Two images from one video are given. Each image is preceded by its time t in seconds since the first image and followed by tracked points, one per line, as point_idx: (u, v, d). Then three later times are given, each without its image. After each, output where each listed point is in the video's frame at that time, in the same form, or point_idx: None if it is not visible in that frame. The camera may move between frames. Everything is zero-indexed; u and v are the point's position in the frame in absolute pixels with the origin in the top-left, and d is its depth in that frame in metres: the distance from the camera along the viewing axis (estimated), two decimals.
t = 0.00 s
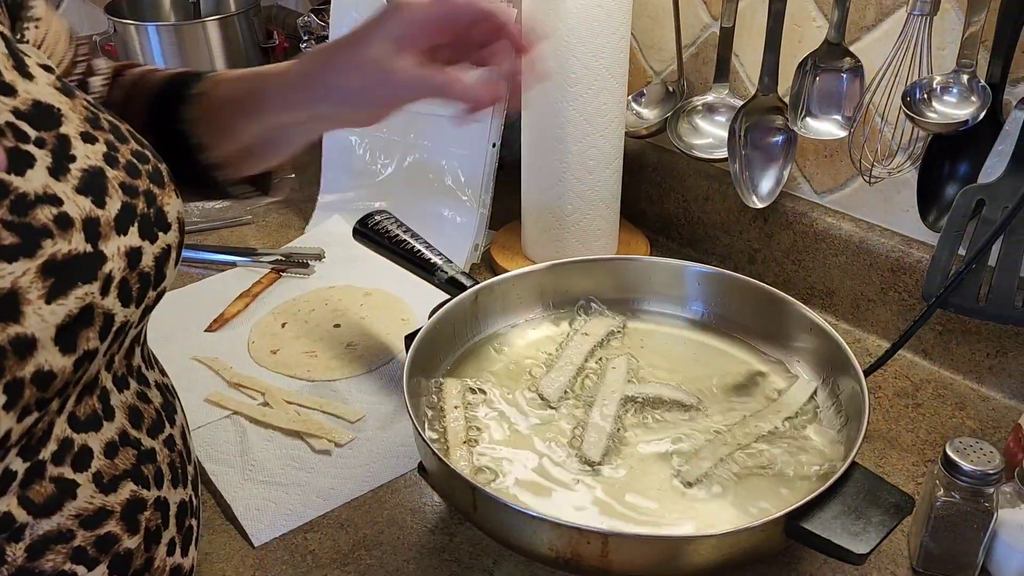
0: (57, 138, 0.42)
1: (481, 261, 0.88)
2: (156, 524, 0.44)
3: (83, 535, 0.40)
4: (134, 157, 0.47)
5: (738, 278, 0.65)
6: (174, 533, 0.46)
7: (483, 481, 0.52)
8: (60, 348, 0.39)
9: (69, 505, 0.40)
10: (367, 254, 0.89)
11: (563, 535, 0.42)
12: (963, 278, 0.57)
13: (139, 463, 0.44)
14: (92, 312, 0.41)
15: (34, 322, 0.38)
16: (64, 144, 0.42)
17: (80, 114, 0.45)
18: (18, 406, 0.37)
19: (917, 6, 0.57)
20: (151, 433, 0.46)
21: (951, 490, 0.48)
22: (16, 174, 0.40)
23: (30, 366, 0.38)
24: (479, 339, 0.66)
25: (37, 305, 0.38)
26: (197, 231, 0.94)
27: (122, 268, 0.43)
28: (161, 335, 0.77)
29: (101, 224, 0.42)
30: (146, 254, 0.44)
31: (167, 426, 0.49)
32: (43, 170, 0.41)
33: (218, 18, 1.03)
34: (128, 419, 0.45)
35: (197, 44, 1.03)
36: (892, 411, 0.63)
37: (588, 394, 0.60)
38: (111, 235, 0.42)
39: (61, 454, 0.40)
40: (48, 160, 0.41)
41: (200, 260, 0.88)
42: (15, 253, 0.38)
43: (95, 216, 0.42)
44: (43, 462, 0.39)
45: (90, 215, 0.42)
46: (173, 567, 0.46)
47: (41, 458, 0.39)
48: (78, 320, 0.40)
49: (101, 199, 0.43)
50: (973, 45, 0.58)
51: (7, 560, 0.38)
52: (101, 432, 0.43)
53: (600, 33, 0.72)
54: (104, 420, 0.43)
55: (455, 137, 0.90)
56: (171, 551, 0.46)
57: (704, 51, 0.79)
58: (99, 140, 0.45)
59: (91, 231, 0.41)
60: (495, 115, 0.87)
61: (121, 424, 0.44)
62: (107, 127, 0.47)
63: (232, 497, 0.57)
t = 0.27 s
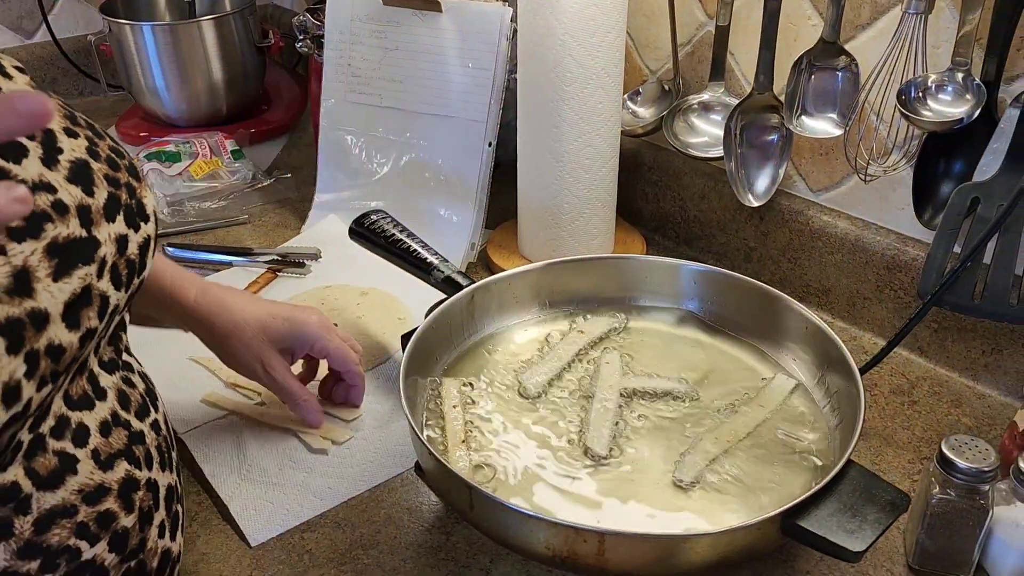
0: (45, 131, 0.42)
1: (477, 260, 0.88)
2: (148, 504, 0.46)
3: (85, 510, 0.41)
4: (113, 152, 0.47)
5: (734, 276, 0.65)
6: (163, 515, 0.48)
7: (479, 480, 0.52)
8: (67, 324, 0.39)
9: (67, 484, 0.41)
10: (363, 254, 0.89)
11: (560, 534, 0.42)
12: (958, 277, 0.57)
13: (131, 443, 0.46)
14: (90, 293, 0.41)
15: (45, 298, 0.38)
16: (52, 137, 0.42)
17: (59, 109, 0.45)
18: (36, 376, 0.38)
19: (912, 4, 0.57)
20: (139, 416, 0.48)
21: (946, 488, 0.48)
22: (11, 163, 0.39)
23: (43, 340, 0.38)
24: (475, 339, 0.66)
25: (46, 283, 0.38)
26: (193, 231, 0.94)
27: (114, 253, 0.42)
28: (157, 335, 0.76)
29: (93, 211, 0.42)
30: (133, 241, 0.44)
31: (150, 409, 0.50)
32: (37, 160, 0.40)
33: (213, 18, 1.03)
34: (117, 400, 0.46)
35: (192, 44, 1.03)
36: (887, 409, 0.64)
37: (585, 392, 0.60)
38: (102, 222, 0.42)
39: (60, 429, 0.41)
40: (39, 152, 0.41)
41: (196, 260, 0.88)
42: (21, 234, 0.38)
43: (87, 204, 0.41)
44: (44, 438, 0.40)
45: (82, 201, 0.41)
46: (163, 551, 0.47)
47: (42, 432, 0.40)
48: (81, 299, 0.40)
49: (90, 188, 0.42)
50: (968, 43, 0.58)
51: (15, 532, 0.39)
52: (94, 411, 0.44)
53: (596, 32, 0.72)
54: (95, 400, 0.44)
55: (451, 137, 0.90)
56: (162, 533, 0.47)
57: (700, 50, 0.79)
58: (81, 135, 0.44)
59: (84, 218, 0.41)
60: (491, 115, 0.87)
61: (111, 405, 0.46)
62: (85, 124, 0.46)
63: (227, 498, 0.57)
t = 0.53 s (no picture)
0: (32, 124, 0.42)
1: (475, 260, 0.88)
2: (145, 489, 0.46)
3: (86, 493, 0.41)
4: (98, 145, 0.47)
5: (731, 276, 0.65)
6: (158, 502, 0.48)
7: (478, 480, 0.52)
8: (64, 307, 0.39)
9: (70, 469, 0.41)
10: (361, 254, 0.89)
11: (558, 533, 0.42)
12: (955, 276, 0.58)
13: (126, 430, 0.46)
14: (84, 279, 0.41)
15: (42, 281, 0.38)
16: (39, 129, 0.42)
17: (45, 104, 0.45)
18: (35, 356, 0.37)
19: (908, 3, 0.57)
20: (132, 404, 0.49)
21: (944, 487, 0.48)
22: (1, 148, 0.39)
23: (42, 320, 0.37)
24: (472, 339, 0.66)
25: (42, 266, 0.38)
26: (190, 231, 0.94)
27: (104, 241, 0.42)
28: (154, 336, 0.76)
29: (82, 200, 0.42)
30: (122, 231, 0.44)
31: (142, 398, 0.51)
32: (26, 150, 0.40)
33: (210, 18, 1.03)
34: (111, 388, 0.46)
35: (189, 44, 1.03)
36: (885, 408, 0.64)
37: (583, 392, 0.60)
38: (92, 211, 0.42)
39: (60, 413, 0.41)
40: (28, 143, 0.41)
41: (193, 260, 0.87)
42: (16, 220, 0.37)
43: (77, 192, 0.41)
44: (46, 421, 0.40)
45: (72, 190, 0.41)
46: (159, 536, 0.48)
47: (44, 415, 0.40)
48: (77, 282, 0.40)
49: (79, 178, 0.42)
50: (964, 42, 0.58)
51: (20, 515, 0.39)
52: (90, 398, 0.44)
53: (593, 32, 0.72)
54: (91, 387, 0.44)
55: (449, 137, 0.90)
56: (157, 519, 0.47)
57: (697, 49, 0.79)
58: (67, 128, 0.44)
59: (74, 206, 0.41)
60: (488, 114, 0.87)
61: (106, 393, 0.46)
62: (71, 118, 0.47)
63: (215, 501, 0.57)
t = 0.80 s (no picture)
0: (33, 122, 0.42)
1: (473, 261, 0.88)
2: (149, 492, 0.46)
3: (87, 497, 0.41)
4: (102, 141, 0.47)
5: (729, 276, 0.65)
6: (164, 505, 0.47)
7: (477, 481, 0.52)
8: (61, 309, 0.39)
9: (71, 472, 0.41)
10: (359, 254, 0.89)
11: (557, 534, 0.42)
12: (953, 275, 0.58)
13: (131, 432, 0.46)
14: (84, 279, 0.41)
15: (37, 283, 0.38)
16: (39, 127, 0.42)
17: (48, 101, 0.45)
18: (29, 360, 0.37)
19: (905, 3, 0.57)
20: (139, 406, 0.48)
21: (942, 486, 0.48)
22: None
23: (37, 324, 0.37)
24: (470, 340, 0.66)
25: (37, 268, 0.38)
26: (188, 232, 0.94)
27: (106, 239, 0.43)
28: (153, 337, 0.76)
29: (83, 198, 0.42)
30: (125, 227, 0.44)
31: (150, 401, 0.50)
32: (24, 149, 0.41)
33: (207, 19, 1.03)
34: (117, 390, 0.46)
35: (186, 45, 1.03)
36: (882, 408, 0.64)
37: (581, 392, 0.60)
38: (93, 209, 0.42)
39: (64, 417, 0.41)
40: (27, 141, 0.41)
41: (191, 261, 0.87)
42: (12, 221, 0.38)
43: (77, 190, 0.42)
44: (48, 424, 0.40)
45: (71, 189, 0.41)
46: (164, 540, 0.47)
47: (46, 419, 0.40)
48: (75, 284, 0.40)
49: (79, 175, 0.42)
50: (961, 42, 0.58)
51: (18, 519, 0.38)
52: (96, 401, 0.44)
53: (590, 32, 0.72)
54: (98, 389, 0.44)
55: (446, 138, 0.89)
56: (162, 522, 0.47)
57: (694, 50, 0.79)
58: (70, 126, 0.45)
59: (74, 205, 0.41)
60: (486, 115, 0.86)
61: (112, 395, 0.46)
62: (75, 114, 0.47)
63: (212, 502, 0.57)
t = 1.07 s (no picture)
0: (54, 133, 0.42)
1: (470, 262, 0.88)
2: (147, 505, 0.45)
3: (78, 515, 0.41)
4: (126, 153, 0.47)
5: (725, 276, 0.66)
6: (164, 514, 0.47)
7: (474, 482, 0.52)
8: (53, 334, 0.39)
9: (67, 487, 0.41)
10: (356, 256, 0.89)
11: (554, 534, 0.42)
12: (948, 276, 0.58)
13: (128, 448, 0.45)
14: (83, 302, 0.41)
15: (27, 307, 0.38)
16: (61, 138, 0.43)
17: (73, 110, 0.45)
18: (11, 387, 0.38)
19: (900, 5, 0.58)
20: (139, 419, 0.47)
21: (937, 486, 0.48)
22: (8, 164, 0.39)
23: (24, 349, 0.38)
24: (468, 340, 0.67)
25: (30, 291, 0.38)
26: (186, 233, 0.94)
27: (113, 259, 0.43)
28: (150, 339, 0.76)
29: (93, 216, 0.42)
30: (137, 247, 0.45)
31: (151, 411, 0.49)
32: (38, 162, 0.41)
33: (205, 20, 1.03)
34: (116, 405, 0.45)
35: (184, 46, 1.03)
36: (879, 408, 0.64)
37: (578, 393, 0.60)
38: (103, 227, 0.43)
39: (60, 439, 0.41)
40: (42, 153, 0.41)
41: (189, 263, 0.87)
42: (10, 239, 0.38)
43: (88, 208, 0.42)
44: (40, 449, 0.40)
45: (83, 207, 0.42)
46: (163, 549, 0.46)
47: (40, 444, 0.40)
48: (70, 308, 0.40)
49: (94, 191, 0.43)
50: (957, 43, 0.58)
51: (7, 542, 0.38)
52: (92, 418, 0.43)
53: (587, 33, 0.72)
54: (93, 407, 0.44)
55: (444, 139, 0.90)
56: (162, 532, 0.46)
57: (691, 51, 0.80)
58: (92, 137, 0.45)
59: (84, 223, 0.42)
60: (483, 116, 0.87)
61: (109, 411, 0.45)
62: (99, 124, 0.47)
63: (209, 504, 0.57)
